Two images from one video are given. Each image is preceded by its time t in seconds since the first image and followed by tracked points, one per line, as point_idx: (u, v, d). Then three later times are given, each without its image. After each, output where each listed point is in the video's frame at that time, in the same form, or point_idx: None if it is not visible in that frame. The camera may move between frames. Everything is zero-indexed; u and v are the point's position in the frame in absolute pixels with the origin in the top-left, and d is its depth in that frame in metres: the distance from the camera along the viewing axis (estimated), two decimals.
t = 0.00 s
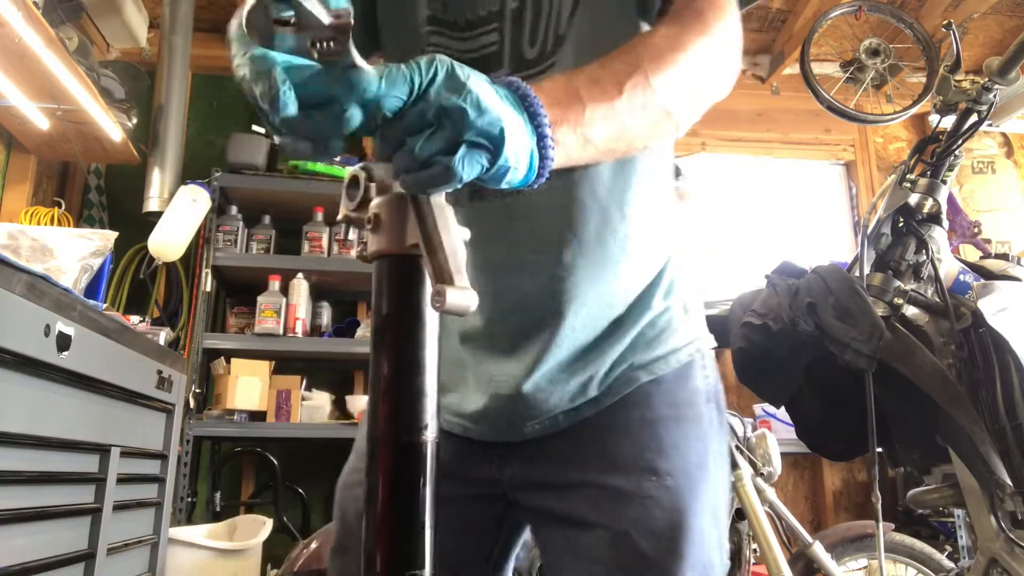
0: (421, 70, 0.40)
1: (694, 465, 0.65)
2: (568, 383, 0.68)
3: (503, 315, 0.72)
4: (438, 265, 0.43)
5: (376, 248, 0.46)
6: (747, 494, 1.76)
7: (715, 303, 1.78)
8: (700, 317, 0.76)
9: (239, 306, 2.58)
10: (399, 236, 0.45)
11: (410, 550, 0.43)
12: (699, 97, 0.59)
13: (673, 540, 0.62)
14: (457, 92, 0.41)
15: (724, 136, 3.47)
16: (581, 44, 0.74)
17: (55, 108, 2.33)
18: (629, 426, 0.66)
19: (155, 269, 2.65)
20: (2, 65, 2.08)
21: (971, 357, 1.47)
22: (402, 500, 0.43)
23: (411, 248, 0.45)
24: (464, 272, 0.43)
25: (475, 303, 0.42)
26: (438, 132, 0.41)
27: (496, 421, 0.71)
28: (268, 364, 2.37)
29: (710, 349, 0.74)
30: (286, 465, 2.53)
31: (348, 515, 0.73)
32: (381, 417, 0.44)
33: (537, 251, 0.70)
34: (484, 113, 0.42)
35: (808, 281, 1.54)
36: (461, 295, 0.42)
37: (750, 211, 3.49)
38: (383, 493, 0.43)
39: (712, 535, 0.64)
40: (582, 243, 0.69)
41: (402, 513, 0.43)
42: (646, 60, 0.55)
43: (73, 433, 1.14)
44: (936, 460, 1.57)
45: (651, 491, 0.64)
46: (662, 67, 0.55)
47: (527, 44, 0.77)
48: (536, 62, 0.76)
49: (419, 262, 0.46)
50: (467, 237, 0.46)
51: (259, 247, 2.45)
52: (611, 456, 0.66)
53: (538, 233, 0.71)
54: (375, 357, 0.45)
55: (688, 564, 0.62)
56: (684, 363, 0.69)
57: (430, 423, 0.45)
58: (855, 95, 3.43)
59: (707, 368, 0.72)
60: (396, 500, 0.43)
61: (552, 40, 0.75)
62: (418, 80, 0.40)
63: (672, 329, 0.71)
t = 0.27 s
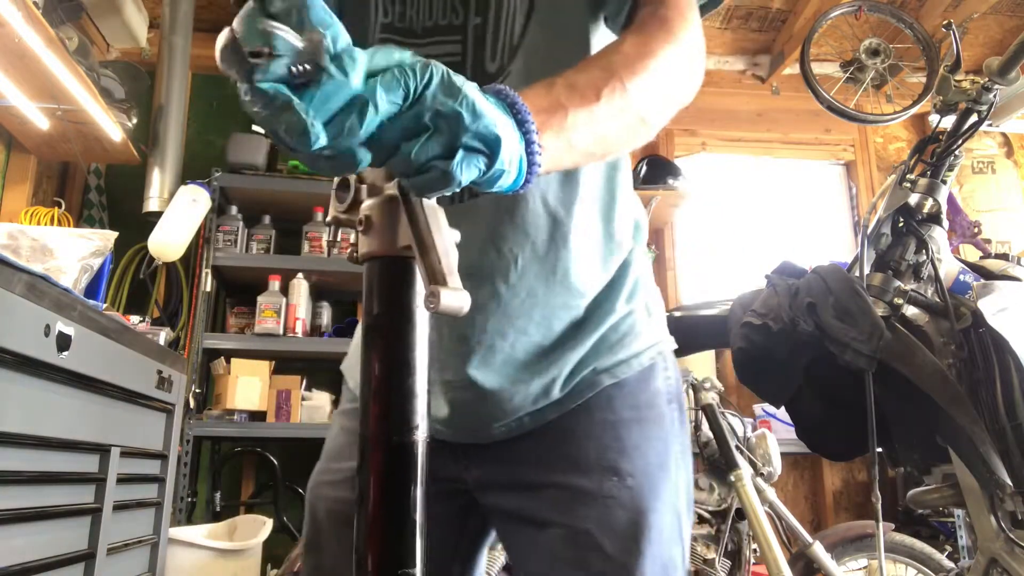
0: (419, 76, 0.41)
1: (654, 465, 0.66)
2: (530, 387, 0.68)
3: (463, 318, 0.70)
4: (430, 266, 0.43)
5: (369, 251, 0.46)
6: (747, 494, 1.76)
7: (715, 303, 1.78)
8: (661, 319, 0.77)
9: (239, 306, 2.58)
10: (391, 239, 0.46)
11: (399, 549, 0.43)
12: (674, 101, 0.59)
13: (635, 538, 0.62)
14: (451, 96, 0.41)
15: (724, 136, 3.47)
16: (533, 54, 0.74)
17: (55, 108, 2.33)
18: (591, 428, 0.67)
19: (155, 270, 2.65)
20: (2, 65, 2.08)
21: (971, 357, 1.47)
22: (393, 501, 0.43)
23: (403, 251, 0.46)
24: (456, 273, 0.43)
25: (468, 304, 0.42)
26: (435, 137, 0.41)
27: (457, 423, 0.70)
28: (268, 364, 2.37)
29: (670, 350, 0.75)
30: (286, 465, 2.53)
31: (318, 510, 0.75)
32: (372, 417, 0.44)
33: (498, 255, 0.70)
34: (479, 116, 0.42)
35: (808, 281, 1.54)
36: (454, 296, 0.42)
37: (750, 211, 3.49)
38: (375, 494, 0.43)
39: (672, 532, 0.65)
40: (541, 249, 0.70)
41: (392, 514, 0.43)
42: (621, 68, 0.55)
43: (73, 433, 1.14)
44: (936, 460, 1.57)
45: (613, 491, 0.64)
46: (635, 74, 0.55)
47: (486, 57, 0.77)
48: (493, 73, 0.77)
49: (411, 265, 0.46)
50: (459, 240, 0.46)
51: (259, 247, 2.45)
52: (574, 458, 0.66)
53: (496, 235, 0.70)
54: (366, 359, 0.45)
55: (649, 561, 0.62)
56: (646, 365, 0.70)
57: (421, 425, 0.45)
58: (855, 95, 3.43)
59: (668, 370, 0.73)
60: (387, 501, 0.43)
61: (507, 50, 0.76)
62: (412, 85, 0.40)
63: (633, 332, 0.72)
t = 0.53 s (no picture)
0: (436, 77, 0.42)
1: (625, 470, 0.65)
2: (500, 392, 0.67)
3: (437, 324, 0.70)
4: (443, 265, 0.43)
5: (380, 251, 0.46)
6: (747, 493, 1.76)
7: (716, 303, 1.78)
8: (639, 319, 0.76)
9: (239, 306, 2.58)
10: (404, 238, 0.45)
11: (410, 549, 0.43)
12: (668, 97, 0.59)
13: (602, 541, 0.63)
14: (468, 95, 0.42)
15: (723, 136, 3.47)
16: (503, 60, 0.76)
17: (55, 108, 2.33)
18: (562, 433, 0.66)
19: (155, 269, 2.65)
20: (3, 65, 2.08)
21: (971, 357, 1.47)
22: (404, 501, 0.44)
23: (416, 251, 0.45)
24: (470, 273, 0.43)
25: (481, 305, 0.42)
26: (460, 134, 0.42)
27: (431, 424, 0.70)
28: (268, 364, 2.37)
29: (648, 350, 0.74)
30: (286, 465, 2.52)
31: (305, 508, 0.76)
32: (383, 416, 0.45)
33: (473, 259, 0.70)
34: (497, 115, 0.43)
35: (808, 281, 1.54)
36: (468, 297, 0.42)
37: (750, 211, 3.49)
38: (386, 494, 0.44)
39: (644, 535, 0.65)
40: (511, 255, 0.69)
41: (404, 513, 0.44)
42: (619, 68, 0.55)
43: (73, 433, 1.14)
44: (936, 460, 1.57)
45: (583, 496, 0.64)
46: (633, 74, 0.55)
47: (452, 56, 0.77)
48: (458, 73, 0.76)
49: (424, 266, 0.46)
50: (472, 240, 0.46)
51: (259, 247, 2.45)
52: (546, 463, 0.65)
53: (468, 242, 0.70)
54: (379, 361, 0.45)
55: (619, 564, 0.62)
56: (619, 369, 0.69)
57: (433, 428, 0.45)
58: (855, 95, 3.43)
59: (644, 371, 0.72)
60: (399, 501, 0.44)
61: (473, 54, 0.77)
62: (426, 84, 0.41)
63: (607, 335, 0.71)
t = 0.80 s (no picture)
0: (421, 78, 0.42)
1: (582, 475, 0.64)
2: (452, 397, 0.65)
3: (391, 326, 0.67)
4: (434, 263, 0.43)
5: (373, 250, 0.46)
6: (747, 493, 1.76)
7: (716, 303, 1.77)
8: (598, 319, 0.73)
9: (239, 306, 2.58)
10: (396, 237, 0.45)
11: (406, 550, 0.42)
12: (636, 83, 0.58)
13: (557, 546, 0.62)
14: (455, 94, 0.43)
15: (723, 136, 3.47)
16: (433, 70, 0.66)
17: (55, 108, 2.33)
18: (520, 439, 0.64)
19: (155, 270, 2.65)
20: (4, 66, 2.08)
21: (971, 357, 1.48)
22: (399, 501, 0.43)
23: (407, 250, 0.45)
24: (461, 272, 0.43)
25: (473, 304, 0.43)
26: (450, 137, 0.42)
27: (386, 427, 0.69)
28: (268, 364, 2.37)
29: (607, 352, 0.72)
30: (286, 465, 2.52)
31: (270, 509, 0.77)
32: (377, 413, 0.44)
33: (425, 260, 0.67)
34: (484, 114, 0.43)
35: (808, 281, 1.54)
36: (461, 295, 0.42)
37: (750, 212, 3.50)
38: (382, 493, 0.43)
39: (603, 537, 0.64)
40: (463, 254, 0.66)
41: (400, 514, 0.43)
42: (591, 55, 0.54)
43: (73, 433, 1.14)
44: (936, 460, 1.57)
45: (540, 500, 0.63)
46: (607, 61, 0.55)
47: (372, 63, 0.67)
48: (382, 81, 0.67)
49: (415, 265, 0.45)
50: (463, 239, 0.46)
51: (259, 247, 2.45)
52: (502, 468, 0.64)
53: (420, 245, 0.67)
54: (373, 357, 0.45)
55: (575, 568, 0.62)
56: (577, 373, 0.67)
57: (427, 425, 0.44)
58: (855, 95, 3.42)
59: (603, 373, 0.70)
60: (394, 501, 0.43)
61: (398, 59, 0.66)
62: (413, 85, 0.42)
63: (566, 339, 0.68)
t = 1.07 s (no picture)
0: (397, 83, 0.43)
1: (535, 475, 0.61)
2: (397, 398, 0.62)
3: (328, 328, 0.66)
4: (412, 263, 0.43)
5: (350, 250, 0.44)
6: (747, 493, 1.76)
7: (716, 303, 1.77)
8: (554, 318, 0.69)
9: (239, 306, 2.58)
10: (374, 237, 0.44)
11: (387, 553, 0.41)
12: (579, 61, 0.58)
13: (511, 549, 0.59)
14: (432, 97, 0.43)
15: (723, 136, 3.47)
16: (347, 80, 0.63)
17: (55, 108, 2.33)
18: (469, 440, 0.62)
19: (155, 270, 2.65)
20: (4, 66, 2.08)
21: (971, 357, 1.48)
22: (379, 502, 0.42)
23: (386, 249, 0.44)
24: (440, 271, 0.43)
25: (452, 303, 0.42)
26: (428, 142, 0.43)
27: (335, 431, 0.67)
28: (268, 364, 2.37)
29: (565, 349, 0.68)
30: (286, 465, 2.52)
31: (229, 513, 0.76)
32: (356, 414, 0.42)
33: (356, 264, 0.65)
34: (461, 117, 0.44)
35: (808, 281, 1.54)
36: (440, 296, 0.42)
37: (749, 212, 3.50)
38: (362, 493, 0.42)
39: (560, 539, 0.60)
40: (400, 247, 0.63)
41: (379, 516, 0.41)
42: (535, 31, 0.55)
43: (73, 433, 1.14)
44: (936, 460, 1.57)
45: (490, 502, 0.60)
46: (552, 34, 0.55)
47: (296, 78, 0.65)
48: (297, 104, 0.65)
49: (394, 264, 0.44)
50: (440, 239, 0.45)
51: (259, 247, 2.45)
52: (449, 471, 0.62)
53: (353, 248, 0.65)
54: (352, 355, 0.43)
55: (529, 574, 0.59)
56: (527, 374, 0.64)
57: (408, 426, 0.43)
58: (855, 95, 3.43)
59: (557, 370, 0.66)
60: (373, 503, 0.42)
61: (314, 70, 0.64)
62: (389, 90, 0.42)
63: (516, 337, 0.64)
